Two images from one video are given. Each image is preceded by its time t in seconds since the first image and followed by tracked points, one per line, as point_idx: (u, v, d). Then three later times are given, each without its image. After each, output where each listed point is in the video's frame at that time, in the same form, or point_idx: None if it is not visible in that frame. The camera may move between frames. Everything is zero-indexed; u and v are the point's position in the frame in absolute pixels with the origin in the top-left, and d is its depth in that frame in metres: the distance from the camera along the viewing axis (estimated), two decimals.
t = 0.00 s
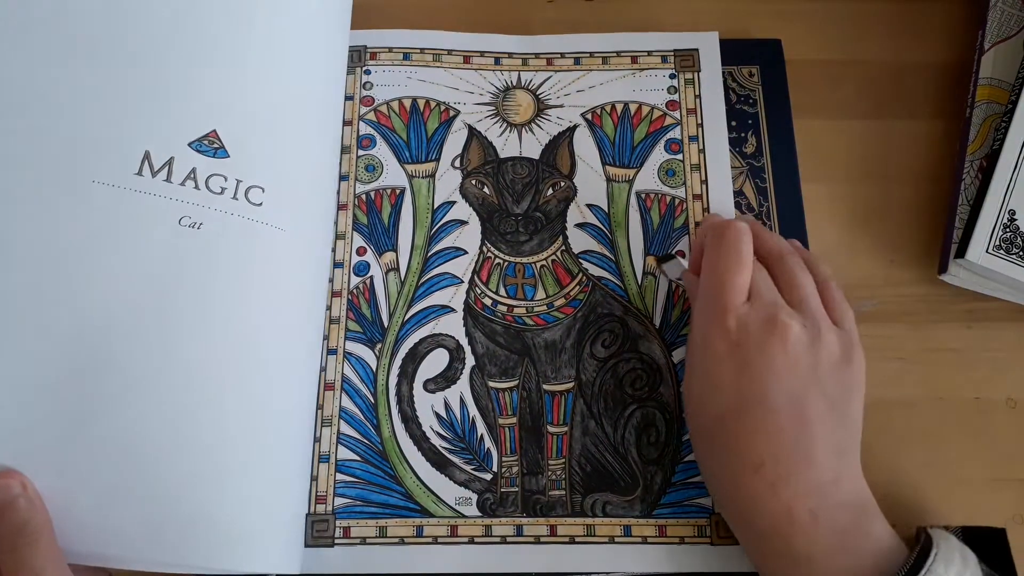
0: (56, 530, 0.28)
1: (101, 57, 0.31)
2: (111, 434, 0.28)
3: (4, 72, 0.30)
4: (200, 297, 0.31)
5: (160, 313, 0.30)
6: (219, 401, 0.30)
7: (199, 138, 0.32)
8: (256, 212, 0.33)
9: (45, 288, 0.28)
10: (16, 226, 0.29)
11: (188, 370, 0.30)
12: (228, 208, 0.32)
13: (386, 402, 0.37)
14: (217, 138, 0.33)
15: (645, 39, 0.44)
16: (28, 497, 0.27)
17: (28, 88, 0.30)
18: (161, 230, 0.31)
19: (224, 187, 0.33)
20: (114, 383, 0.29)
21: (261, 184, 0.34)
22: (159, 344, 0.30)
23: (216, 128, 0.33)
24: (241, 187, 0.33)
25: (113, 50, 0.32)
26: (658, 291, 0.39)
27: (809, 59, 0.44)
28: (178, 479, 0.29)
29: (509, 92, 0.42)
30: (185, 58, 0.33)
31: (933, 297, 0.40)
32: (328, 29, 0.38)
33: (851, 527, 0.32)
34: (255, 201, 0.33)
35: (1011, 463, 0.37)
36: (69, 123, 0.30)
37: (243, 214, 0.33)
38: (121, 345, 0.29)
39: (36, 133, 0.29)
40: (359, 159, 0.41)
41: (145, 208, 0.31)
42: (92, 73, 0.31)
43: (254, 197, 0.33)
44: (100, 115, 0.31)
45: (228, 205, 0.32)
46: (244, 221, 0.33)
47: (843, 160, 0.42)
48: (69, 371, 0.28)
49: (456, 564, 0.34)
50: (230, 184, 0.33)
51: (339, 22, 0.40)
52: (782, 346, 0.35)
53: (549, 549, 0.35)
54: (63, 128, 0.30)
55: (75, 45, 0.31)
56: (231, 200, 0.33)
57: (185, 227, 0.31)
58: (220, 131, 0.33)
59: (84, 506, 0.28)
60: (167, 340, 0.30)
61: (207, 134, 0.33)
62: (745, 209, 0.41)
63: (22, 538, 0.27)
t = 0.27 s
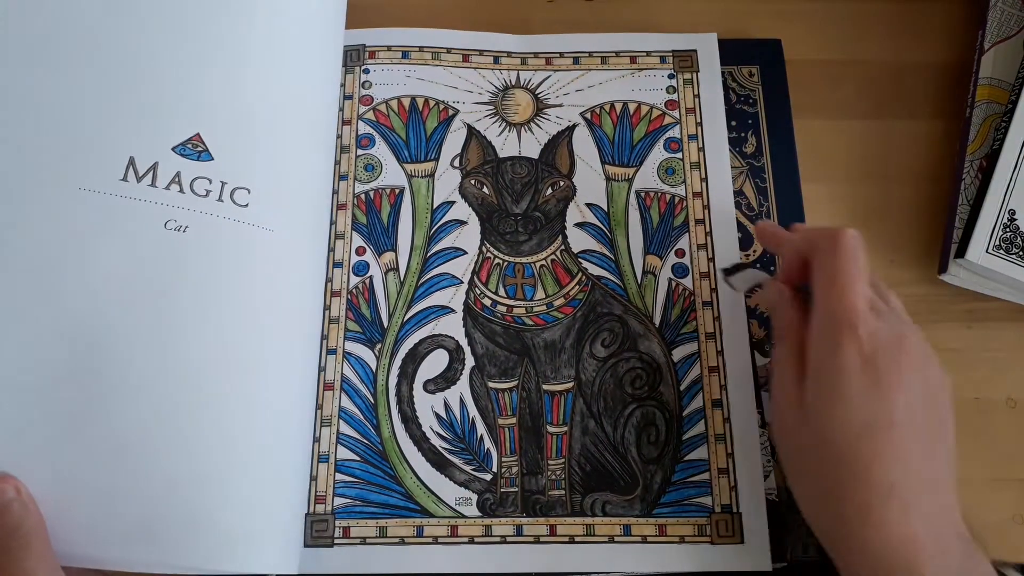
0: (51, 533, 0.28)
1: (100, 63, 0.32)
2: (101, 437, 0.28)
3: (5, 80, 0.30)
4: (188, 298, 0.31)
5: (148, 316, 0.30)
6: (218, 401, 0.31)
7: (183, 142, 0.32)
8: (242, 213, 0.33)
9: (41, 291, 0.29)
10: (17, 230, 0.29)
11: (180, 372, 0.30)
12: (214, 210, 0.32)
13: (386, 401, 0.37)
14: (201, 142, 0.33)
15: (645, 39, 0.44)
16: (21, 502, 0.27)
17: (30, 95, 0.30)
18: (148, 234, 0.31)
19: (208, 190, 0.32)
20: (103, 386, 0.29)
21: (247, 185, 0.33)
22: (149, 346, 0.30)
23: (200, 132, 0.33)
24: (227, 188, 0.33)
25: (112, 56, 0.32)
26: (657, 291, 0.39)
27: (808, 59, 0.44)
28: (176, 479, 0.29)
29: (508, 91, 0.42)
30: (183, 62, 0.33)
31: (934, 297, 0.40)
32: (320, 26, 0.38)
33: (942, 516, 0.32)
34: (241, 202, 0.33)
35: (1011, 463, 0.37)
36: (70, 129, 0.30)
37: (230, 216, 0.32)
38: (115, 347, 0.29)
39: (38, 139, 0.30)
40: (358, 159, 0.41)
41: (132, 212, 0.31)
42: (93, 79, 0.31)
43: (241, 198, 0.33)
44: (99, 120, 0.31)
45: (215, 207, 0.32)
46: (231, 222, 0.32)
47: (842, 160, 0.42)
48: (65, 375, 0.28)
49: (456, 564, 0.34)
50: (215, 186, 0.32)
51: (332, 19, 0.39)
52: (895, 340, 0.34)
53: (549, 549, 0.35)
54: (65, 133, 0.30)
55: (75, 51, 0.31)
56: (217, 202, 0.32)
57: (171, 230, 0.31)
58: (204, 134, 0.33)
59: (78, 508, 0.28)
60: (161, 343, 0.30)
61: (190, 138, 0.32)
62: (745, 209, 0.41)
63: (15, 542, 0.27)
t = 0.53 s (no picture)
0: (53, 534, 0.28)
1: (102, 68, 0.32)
2: (100, 438, 0.29)
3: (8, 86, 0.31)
4: (186, 300, 0.31)
5: (144, 318, 0.30)
6: (221, 401, 0.31)
7: (179, 144, 0.32)
8: (239, 214, 0.33)
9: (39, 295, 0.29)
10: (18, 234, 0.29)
11: (177, 374, 0.30)
12: (212, 211, 0.32)
13: (386, 401, 0.37)
14: (198, 144, 0.33)
15: (645, 39, 0.44)
16: (23, 503, 0.27)
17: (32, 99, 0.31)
18: (146, 236, 0.31)
19: (205, 191, 0.32)
20: (102, 388, 0.29)
21: (244, 186, 0.33)
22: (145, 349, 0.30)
23: (196, 134, 0.33)
24: (225, 189, 0.33)
25: (112, 60, 0.32)
26: (657, 291, 0.39)
27: (808, 59, 0.44)
28: (180, 478, 0.29)
29: (508, 92, 0.42)
30: (183, 64, 0.33)
31: (934, 298, 0.40)
32: (315, 24, 0.38)
33: None
34: (238, 203, 0.33)
35: (1012, 463, 0.37)
36: (71, 133, 0.31)
37: (227, 216, 0.32)
38: (113, 349, 0.29)
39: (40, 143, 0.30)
40: (358, 158, 0.41)
41: (131, 215, 0.31)
42: (93, 83, 0.32)
43: (238, 199, 0.33)
44: (100, 124, 0.31)
45: (212, 208, 0.32)
46: (230, 223, 0.32)
47: (843, 160, 0.42)
48: (65, 377, 0.29)
49: (456, 564, 0.34)
50: (212, 187, 0.33)
51: (325, 16, 0.39)
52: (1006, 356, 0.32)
53: (549, 549, 0.35)
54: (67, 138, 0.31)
55: (77, 57, 0.32)
56: (214, 204, 0.32)
57: (168, 232, 0.31)
58: (201, 136, 0.33)
59: (77, 509, 0.28)
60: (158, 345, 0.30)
61: (187, 139, 0.33)
62: (745, 209, 0.41)
63: (18, 542, 0.27)
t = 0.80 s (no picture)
0: (54, 535, 0.28)
1: (104, 74, 0.32)
2: (99, 440, 0.29)
3: (9, 93, 0.31)
4: (182, 302, 0.31)
5: (140, 321, 0.30)
6: (221, 400, 0.31)
7: (173, 146, 0.32)
8: (234, 215, 0.33)
9: (39, 299, 0.29)
10: (20, 239, 0.30)
11: (174, 375, 0.30)
12: (206, 213, 0.32)
13: (385, 401, 0.37)
14: (192, 145, 0.33)
15: (645, 39, 0.44)
16: (23, 506, 0.28)
17: (34, 106, 0.31)
18: (142, 238, 0.31)
19: (200, 193, 0.32)
20: (100, 390, 0.29)
21: (239, 187, 0.33)
22: (140, 352, 0.30)
23: (190, 136, 0.33)
24: (219, 190, 0.33)
25: (114, 66, 0.33)
26: (657, 291, 0.39)
27: (808, 59, 0.44)
28: (181, 478, 0.30)
29: (508, 91, 0.42)
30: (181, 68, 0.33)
31: (934, 297, 0.40)
32: (312, 24, 0.37)
33: None
34: (232, 204, 0.33)
35: (1012, 463, 0.37)
36: (70, 138, 0.31)
37: (222, 218, 0.32)
38: (110, 351, 0.30)
39: (42, 149, 0.31)
40: (358, 158, 0.41)
41: (126, 217, 0.31)
42: (92, 88, 0.32)
43: (232, 200, 0.33)
44: (101, 129, 0.32)
45: (207, 209, 0.32)
46: (225, 225, 0.32)
47: (843, 160, 0.42)
48: (66, 380, 0.29)
49: (456, 564, 0.34)
50: (205, 188, 0.32)
51: (323, 15, 0.38)
52: None
53: (549, 549, 0.35)
54: (69, 143, 0.31)
55: (78, 64, 0.32)
56: (207, 205, 0.32)
57: (163, 235, 0.31)
58: (195, 138, 0.33)
59: (75, 509, 0.28)
60: (150, 348, 0.30)
61: (181, 142, 0.33)
62: (745, 209, 0.41)
63: (15, 544, 0.28)
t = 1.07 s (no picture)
0: (56, 535, 0.28)
1: (104, 75, 0.32)
2: (101, 439, 0.29)
3: (9, 92, 0.31)
4: (184, 301, 0.31)
5: (143, 320, 0.30)
6: (221, 400, 0.31)
7: (176, 145, 0.32)
8: (237, 215, 0.33)
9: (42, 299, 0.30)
10: (20, 239, 0.30)
11: (174, 375, 0.30)
12: (209, 212, 0.32)
13: (386, 401, 0.37)
14: (195, 145, 0.33)
15: (645, 39, 0.44)
16: (26, 506, 0.28)
17: (33, 106, 0.31)
18: (144, 238, 0.31)
19: (203, 192, 0.32)
20: (102, 389, 0.29)
21: (242, 187, 0.33)
22: (141, 352, 0.30)
23: (194, 136, 0.33)
24: (222, 190, 0.33)
25: (115, 66, 0.33)
26: (657, 291, 0.39)
27: (808, 59, 0.44)
28: (181, 478, 0.30)
29: (508, 92, 0.42)
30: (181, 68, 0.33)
31: (933, 297, 0.40)
32: (313, 24, 0.37)
33: None
34: (235, 204, 0.33)
35: (1012, 463, 0.37)
36: (71, 139, 0.31)
37: (225, 218, 0.33)
38: (111, 351, 0.30)
39: (43, 149, 0.31)
40: (358, 158, 0.41)
41: (129, 217, 0.31)
42: (93, 88, 0.32)
43: (235, 200, 0.33)
44: (103, 129, 0.32)
45: (210, 209, 0.32)
46: (227, 225, 0.32)
47: (842, 160, 0.42)
48: (67, 380, 0.29)
49: (456, 564, 0.34)
50: (209, 188, 0.33)
51: (324, 15, 0.38)
52: None
53: (549, 549, 0.35)
54: (70, 144, 0.31)
55: (78, 65, 0.32)
56: (211, 205, 0.32)
57: (165, 234, 0.31)
58: (198, 138, 0.33)
59: (77, 508, 0.29)
60: (150, 347, 0.30)
61: (184, 141, 0.33)
62: (745, 209, 0.41)
63: (20, 545, 0.27)
